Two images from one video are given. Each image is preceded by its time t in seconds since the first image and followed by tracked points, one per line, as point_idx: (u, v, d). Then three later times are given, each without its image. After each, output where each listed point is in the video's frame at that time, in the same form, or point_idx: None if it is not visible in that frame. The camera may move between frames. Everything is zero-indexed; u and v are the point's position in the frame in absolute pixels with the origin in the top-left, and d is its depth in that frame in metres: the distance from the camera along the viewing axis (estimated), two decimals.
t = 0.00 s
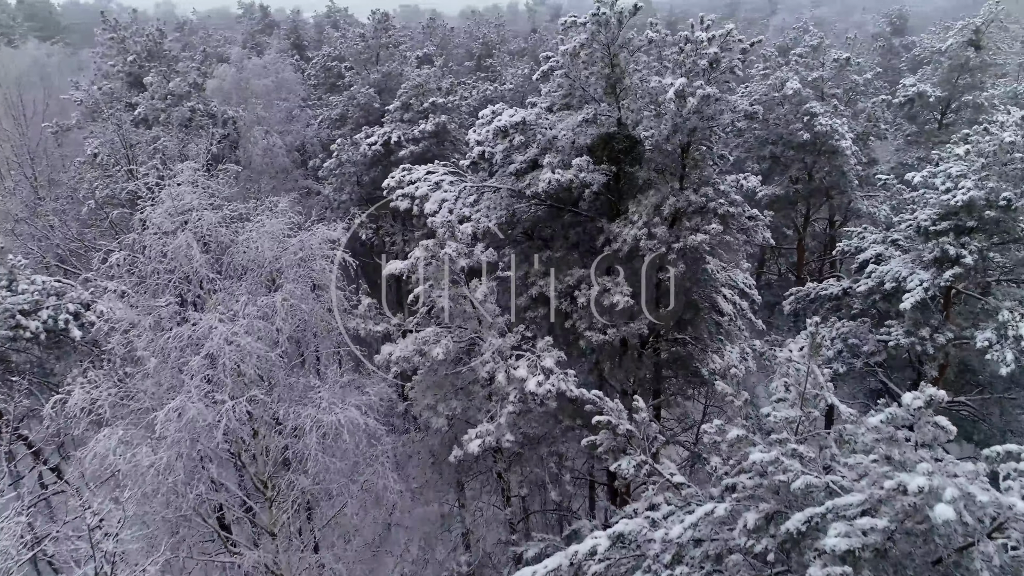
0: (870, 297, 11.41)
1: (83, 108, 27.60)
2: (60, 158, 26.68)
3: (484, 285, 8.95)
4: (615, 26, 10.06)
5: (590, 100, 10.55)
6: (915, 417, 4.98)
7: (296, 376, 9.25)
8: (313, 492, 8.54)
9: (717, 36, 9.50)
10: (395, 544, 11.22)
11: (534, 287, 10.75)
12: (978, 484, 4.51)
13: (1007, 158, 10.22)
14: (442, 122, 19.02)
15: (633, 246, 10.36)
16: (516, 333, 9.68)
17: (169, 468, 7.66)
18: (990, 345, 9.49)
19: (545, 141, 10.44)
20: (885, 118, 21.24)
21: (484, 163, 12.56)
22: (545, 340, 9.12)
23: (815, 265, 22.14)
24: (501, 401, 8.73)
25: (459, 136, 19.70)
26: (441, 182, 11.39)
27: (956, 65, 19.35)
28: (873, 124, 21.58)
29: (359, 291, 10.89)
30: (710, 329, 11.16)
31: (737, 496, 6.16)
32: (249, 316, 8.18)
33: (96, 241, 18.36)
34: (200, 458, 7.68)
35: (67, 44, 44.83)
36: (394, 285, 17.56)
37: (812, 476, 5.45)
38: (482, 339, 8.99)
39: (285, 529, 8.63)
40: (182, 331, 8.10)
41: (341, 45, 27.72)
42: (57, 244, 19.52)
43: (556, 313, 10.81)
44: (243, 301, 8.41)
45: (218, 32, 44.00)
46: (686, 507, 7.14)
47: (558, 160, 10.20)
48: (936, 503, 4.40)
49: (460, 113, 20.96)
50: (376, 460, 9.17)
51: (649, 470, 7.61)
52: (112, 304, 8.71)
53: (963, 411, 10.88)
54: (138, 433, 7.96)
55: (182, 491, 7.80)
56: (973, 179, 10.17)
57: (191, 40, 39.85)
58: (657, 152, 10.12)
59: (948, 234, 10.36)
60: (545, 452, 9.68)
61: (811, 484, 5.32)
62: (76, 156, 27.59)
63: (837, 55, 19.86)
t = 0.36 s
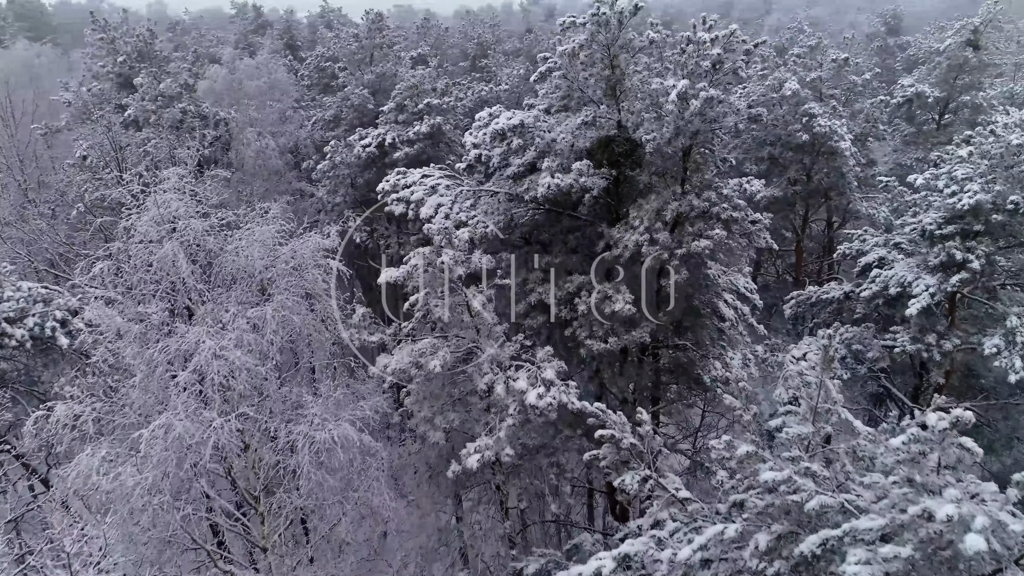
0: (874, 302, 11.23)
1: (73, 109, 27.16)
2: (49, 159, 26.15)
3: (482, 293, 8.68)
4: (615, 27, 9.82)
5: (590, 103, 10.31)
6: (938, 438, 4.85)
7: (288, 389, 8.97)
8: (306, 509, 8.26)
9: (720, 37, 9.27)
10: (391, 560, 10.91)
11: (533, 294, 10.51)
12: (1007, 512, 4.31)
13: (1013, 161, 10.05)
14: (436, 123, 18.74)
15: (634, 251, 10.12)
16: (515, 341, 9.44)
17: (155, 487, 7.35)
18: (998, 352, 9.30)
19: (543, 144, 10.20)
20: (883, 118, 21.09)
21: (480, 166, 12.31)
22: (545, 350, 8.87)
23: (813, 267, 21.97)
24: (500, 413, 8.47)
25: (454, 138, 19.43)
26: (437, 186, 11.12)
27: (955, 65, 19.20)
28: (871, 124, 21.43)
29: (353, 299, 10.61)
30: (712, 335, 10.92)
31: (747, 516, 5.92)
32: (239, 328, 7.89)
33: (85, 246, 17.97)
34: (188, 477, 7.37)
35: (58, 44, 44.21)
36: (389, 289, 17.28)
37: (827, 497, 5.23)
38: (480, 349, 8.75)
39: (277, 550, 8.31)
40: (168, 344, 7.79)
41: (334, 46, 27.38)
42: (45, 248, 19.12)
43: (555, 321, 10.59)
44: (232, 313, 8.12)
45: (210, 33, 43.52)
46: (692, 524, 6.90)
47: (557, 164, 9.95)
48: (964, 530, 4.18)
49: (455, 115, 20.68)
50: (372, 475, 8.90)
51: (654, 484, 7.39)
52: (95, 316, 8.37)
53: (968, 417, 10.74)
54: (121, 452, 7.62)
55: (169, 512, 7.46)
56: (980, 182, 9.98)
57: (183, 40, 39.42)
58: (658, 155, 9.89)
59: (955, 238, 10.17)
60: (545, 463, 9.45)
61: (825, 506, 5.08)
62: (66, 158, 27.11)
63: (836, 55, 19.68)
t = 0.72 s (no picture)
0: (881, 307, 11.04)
1: (64, 110, 26.76)
2: (42, 160, 25.79)
3: (483, 302, 8.47)
4: (617, 27, 9.58)
5: (591, 105, 10.11)
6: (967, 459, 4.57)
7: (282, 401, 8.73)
8: (302, 526, 8.01)
9: (726, 37, 9.06)
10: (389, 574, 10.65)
11: (534, 300, 10.29)
12: None
13: None
14: (434, 125, 18.49)
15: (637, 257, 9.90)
16: (516, 350, 9.22)
17: (144, 507, 7.10)
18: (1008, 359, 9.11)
19: (544, 147, 9.98)
20: (883, 118, 20.93)
21: (480, 169, 12.08)
22: (547, 359, 8.65)
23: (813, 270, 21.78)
24: (501, 425, 8.24)
25: (451, 139, 19.18)
26: (434, 190, 10.90)
27: (956, 65, 19.05)
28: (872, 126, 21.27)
29: (349, 307, 10.39)
30: (715, 342, 10.70)
31: (760, 535, 5.71)
32: (231, 339, 7.65)
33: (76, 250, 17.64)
34: (178, 495, 7.13)
35: (52, 44, 43.76)
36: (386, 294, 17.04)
37: (843, 516, 5.03)
38: (480, 359, 8.52)
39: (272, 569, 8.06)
40: (157, 357, 7.54)
41: (330, 46, 27.07)
42: (35, 253, 18.78)
43: (557, 327, 10.37)
44: (223, 323, 7.88)
45: (205, 33, 43.13)
46: (700, 541, 6.71)
47: (558, 168, 9.73)
48: (995, 559, 3.97)
49: (452, 116, 20.43)
50: (369, 489, 8.66)
51: (660, 500, 7.17)
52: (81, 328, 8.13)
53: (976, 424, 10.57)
54: (110, 468, 7.37)
55: (159, 532, 7.21)
56: (988, 185, 9.79)
57: (177, 40, 39.06)
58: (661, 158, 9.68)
59: (963, 242, 9.98)
60: (547, 475, 9.24)
61: (843, 524, 4.88)
62: (58, 159, 26.74)
63: (836, 55, 19.50)
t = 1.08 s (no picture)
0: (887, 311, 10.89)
1: (58, 111, 26.46)
2: (35, 162, 25.44)
3: (485, 311, 8.26)
4: (621, 28, 9.38)
5: (594, 108, 9.92)
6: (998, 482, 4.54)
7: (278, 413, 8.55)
8: (300, 542, 7.84)
9: (732, 38, 8.87)
10: None
11: (536, 307, 10.09)
12: None
13: None
14: (432, 126, 18.27)
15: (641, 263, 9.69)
16: (519, 359, 9.02)
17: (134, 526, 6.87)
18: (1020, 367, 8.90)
19: (547, 151, 9.80)
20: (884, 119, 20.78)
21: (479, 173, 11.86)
22: (550, 369, 8.45)
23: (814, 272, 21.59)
24: (504, 437, 8.03)
25: (450, 141, 18.96)
26: (434, 194, 10.70)
27: (958, 65, 18.90)
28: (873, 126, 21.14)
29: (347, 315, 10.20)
30: (720, 349, 10.50)
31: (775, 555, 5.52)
32: (225, 352, 7.46)
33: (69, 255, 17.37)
34: (171, 512, 6.96)
35: (46, 44, 43.26)
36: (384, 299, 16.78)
37: (864, 537, 4.85)
38: (483, 369, 8.32)
39: None
40: (149, 371, 7.35)
41: (326, 47, 26.80)
42: (28, 257, 18.51)
43: (559, 335, 10.18)
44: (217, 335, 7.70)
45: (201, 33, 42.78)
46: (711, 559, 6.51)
47: (561, 172, 9.53)
48: None
49: (450, 118, 20.21)
50: (369, 503, 8.48)
51: (669, 515, 6.97)
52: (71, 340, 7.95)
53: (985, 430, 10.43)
54: (100, 486, 7.15)
55: (150, 552, 6.99)
56: (998, 189, 9.58)
57: (172, 41, 38.79)
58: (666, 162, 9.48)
59: (972, 246, 9.75)
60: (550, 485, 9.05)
61: (864, 546, 4.69)
62: (51, 161, 26.41)
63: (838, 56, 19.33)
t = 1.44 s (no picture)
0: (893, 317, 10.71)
1: (50, 113, 26.15)
2: (28, 164, 25.10)
3: (486, 320, 8.09)
4: (624, 30, 9.22)
5: (595, 111, 9.76)
6: None
7: (274, 426, 8.36)
8: (296, 560, 7.65)
9: (738, 40, 8.72)
10: None
11: (537, 315, 9.90)
12: None
13: None
14: (429, 129, 18.08)
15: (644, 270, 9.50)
16: (521, 369, 8.84)
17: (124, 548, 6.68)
18: None
19: (548, 155, 9.62)
20: (884, 121, 20.64)
21: (479, 177, 11.68)
22: (553, 380, 8.27)
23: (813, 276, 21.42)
24: (506, 450, 7.84)
25: (447, 144, 18.75)
26: (433, 199, 10.58)
27: (958, 66, 18.73)
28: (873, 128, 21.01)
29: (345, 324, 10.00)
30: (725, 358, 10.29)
31: None
32: (218, 366, 7.27)
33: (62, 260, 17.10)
34: (163, 533, 6.77)
35: (41, 46, 43.00)
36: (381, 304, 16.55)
37: (885, 561, 4.68)
38: (484, 380, 8.14)
39: None
40: (139, 386, 7.17)
41: (322, 48, 26.57)
42: (20, 262, 18.24)
43: (561, 343, 9.99)
44: (211, 349, 7.51)
45: (196, 35, 42.48)
46: None
47: (563, 178, 9.34)
48: None
49: (447, 121, 20.02)
50: (367, 520, 8.28)
51: (677, 532, 6.80)
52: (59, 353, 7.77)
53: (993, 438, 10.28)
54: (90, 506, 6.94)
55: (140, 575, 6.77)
56: (1006, 193, 9.37)
57: (167, 43, 38.56)
58: (669, 166, 9.30)
59: (980, 252, 9.54)
60: (553, 498, 8.87)
61: (887, 571, 4.52)
62: (44, 164, 26.12)
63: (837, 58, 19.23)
